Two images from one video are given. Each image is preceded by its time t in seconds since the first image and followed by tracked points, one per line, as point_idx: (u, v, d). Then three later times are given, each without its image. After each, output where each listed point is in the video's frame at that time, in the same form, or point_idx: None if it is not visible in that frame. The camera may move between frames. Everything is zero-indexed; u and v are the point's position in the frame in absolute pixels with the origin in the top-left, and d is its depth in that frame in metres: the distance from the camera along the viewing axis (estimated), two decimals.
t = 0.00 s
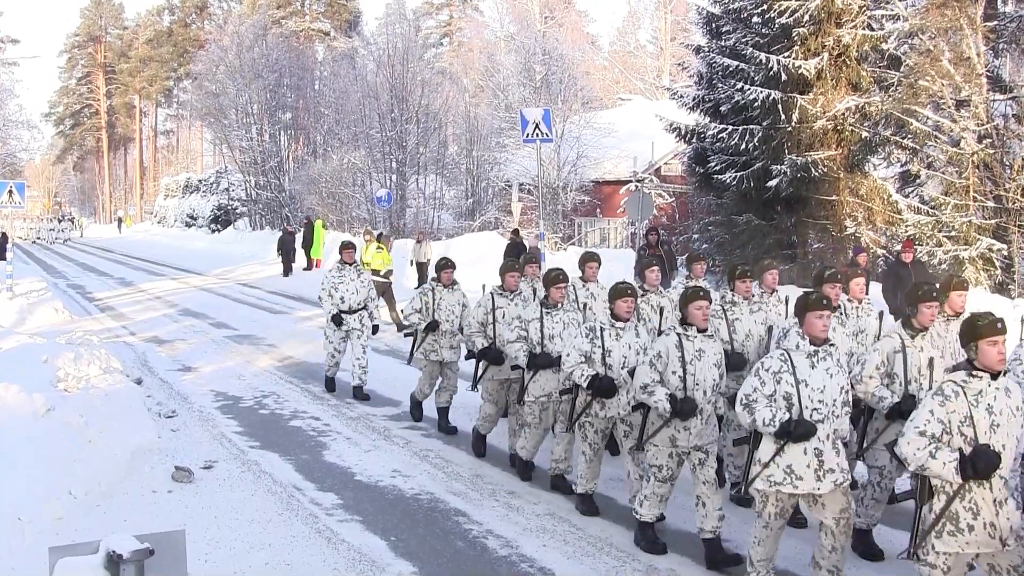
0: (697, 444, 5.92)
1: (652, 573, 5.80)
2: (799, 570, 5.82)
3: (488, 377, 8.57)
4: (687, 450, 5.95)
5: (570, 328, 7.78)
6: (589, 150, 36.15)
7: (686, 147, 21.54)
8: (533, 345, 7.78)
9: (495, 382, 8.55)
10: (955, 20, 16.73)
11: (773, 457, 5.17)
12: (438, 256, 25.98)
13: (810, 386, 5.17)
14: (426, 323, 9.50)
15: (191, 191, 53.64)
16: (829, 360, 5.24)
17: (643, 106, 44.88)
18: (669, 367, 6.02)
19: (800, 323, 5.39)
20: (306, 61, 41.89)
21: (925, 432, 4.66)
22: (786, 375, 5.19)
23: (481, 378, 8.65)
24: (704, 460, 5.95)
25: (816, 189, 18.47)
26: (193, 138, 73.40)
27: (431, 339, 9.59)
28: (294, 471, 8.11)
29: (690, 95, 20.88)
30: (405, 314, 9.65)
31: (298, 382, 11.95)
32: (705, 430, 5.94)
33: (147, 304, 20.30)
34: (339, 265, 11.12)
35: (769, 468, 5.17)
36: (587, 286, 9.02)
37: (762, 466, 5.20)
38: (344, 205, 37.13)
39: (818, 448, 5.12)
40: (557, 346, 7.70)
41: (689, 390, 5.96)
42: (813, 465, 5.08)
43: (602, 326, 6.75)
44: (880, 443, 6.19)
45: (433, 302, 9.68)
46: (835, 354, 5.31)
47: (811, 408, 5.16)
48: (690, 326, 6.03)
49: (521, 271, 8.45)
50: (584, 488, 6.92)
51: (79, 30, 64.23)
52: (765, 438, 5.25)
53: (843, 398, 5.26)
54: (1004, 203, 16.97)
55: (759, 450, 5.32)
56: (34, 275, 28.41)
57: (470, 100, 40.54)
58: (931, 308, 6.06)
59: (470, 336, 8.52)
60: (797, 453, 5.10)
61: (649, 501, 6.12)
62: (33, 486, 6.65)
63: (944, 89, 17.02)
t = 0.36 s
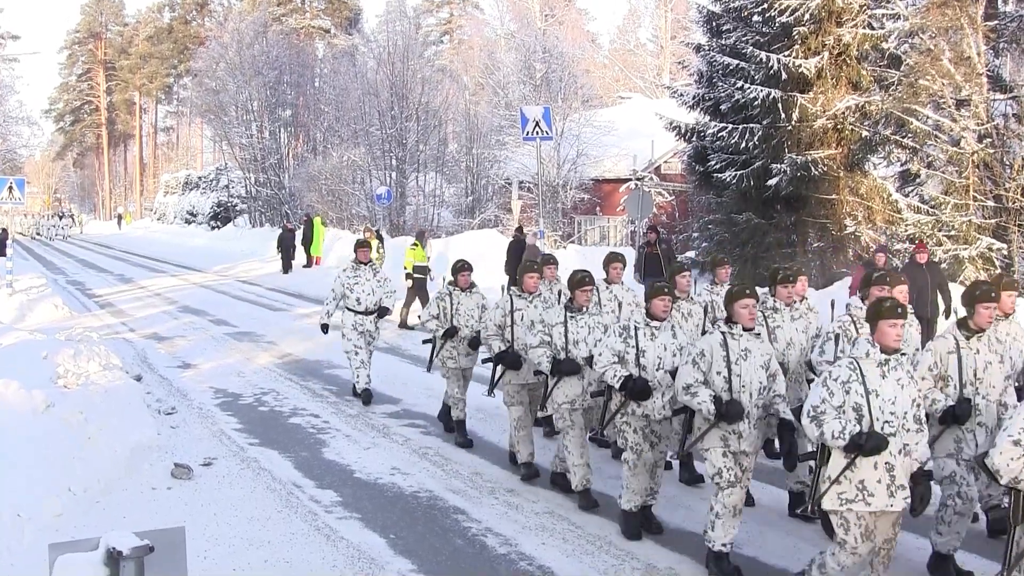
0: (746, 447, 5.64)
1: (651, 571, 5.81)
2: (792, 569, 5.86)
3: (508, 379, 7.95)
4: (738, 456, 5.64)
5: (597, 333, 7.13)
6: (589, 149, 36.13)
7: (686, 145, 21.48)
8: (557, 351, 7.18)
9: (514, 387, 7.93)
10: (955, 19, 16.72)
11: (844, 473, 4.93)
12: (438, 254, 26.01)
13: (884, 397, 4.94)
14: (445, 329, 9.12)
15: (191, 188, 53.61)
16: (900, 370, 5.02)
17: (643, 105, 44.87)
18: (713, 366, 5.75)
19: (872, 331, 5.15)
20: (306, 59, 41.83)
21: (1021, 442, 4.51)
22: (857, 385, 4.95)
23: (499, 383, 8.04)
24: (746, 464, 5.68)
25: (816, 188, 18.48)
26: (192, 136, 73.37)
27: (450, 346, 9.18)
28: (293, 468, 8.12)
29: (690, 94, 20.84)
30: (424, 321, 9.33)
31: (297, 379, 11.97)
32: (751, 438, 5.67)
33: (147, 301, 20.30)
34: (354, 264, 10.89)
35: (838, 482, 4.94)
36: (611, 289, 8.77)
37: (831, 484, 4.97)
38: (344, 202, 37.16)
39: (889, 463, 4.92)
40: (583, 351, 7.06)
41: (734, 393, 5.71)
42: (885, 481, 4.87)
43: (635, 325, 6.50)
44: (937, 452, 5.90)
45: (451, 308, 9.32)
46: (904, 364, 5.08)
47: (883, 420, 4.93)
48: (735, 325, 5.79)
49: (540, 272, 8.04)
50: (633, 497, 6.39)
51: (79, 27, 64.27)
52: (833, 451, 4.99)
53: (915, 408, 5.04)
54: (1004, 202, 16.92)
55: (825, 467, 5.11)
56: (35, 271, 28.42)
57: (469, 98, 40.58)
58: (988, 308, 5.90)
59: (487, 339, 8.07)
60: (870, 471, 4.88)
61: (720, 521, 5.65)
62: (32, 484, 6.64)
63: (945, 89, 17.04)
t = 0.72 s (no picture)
0: (795, 466, 5.24)
1: (651, 570, 5.82)
2: (791, 568, 5.87)
3: (526, 389, 7.73)
4: (785, 476, 5.26)
5: (624, 334, 7.05)
6: (589, 148, 36.10)
7: (685, 144, 21.47)
8: (582, 352, 7.04)
9: (533, 394, 7.72)
10: (955, 18, 16.76)
11: (915, 505, 4.61)
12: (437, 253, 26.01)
13: (959, 425, 4.58)
14: (463, 330, 8.79)
15: (191, 188, 53.60)
16: (977, 397, 4.62)
17: (644, 104, 44.86)
18: (760, 379, 5.39)
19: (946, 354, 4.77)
20: (306, 59, 41.86)
21: None
22: (929, 409, 4.60)
23: (516, 390, 7.83)
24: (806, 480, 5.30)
25: (816, 187, 18.37)
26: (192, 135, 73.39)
27: (468, 347, 8.91)
28: (294, 468, 8.12)
29: (690, 93, 20.82)
30: (441, 320, 8.97)
31: (297, 379, 11.96)
32: (801, 456, 5.25)
33: (147, 301, 20.29)
34: (366, 260, 10.40)
35: (909, 515, 4.63)
36: (635, 288, 8.53)
37: (903, 515, 4.66)
38: (344, 202, 37.19)
39: (963, 495, 4.59)
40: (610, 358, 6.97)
41: (781, 407, 5.33)
42: (960, 515, 4.55)
43: (664, 336, 6.06)
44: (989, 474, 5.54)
45: (469, 306, 8.98)
46: (984, 389, 4.68)
47: (957, 452, 4.58)
48: (781, 333, 5.42)
49: (561, 274, 7.66)
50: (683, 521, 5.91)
51: (79, 27, 64.28)
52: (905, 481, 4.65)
53: (996, 434, 4.65)
54: (1004, 201, 16.97)
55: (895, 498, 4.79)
56: (35, 271, 28.39)
57: (470, 97, 40.60)
58: None
59: (506, 344, 7.73)
60: (943, 502, 4.56)
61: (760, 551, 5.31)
62: (33, 484, 6.65)
63: (945, 87, 17.09)
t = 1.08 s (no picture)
0: (857, 494, 4.93)
1: (652, 571, 5.81)
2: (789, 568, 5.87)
3: (555, 396, 7.38)
4: (846, 505, 4.95)
5: (663, 346, 6.58)
6: (589, 149, 36.10)
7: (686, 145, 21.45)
8: (618, 363, 6.55)
9: (562, 403, 7.36)
10: (955, 18, 16.81)
11: (993, 523, 4.39)
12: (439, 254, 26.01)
13: None
14: (486, 334, 8.40)
15: (191, 188, 53.61)
16: None
17: (644, 105, 44.86)
18: (829, 400, 5.02)
19: None
20: (306, 59, 41.89)
21: None
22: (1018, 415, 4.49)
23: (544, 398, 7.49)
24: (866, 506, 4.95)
25: (817, 187, 18.36)
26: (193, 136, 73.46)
27: (492, 352, 8.49)
28: (295, 468, 8.12)
29: (690, 93, 20.80)
30: (464, 323, 8.57)
31: (298, 380, 11.95)
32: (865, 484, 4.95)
33: (148, 301, 20.28)
34: (387, 268, 9.98)
35: (988, 531, 4.41)
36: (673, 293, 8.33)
37: (976, 532, 4.45)
38: (345, 203, 37.23)
39: None
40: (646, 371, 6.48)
41: (847, 431, 5.00)
42: None
43: (712, 347, 5.67)
44: None
45: (494, 310, 8.58)
46: None
47: None
48: (852, 351, 5.06)
49: (591, 277, 7.54)
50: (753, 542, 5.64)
51: (80, 28, 64.29)
52: (985, 495, 4.43)
53: None
54: (1005, 201, 17.02)
55: (970, 508, 4.54)
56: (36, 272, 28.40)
57: (470, 98, 40.64)
58: None
59: (535, 348, 7.48)
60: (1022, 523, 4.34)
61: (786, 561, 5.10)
62: (34, 484, 6.67)
63: (946, 88, 17.09)
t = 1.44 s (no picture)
0: (932, 510, 4.72)
1: (654, 573, 5.80)
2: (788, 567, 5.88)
3: (580, 410, 6.86)
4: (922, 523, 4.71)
5: (698, 355, 6.23)
6: (589, 149, 36.10)
7: (688, 145, 21.42)
8: (651, 375, 6.21)
9: (588, 416, 6.84)
10: (955, 18, 16.83)
11: None
12: (439, 256, 26.03)
13: None
14: (506, 348, 7.91)
15: (191, 190, 53.57)
16: None
17: (644, 105, 44.94)
18: (898, 411, 4.81)
19: None
20: (306, 61, 41.95)
21: None
22: None
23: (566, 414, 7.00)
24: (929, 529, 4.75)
25: (817, 187, 18.31)
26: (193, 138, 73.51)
27: (512, 367, 7.99)
28: (295, 470, 8.12)
29: (690, 94, 20.77)
30: (480, 339, 8.12)
31: (298, 382, 11.92)
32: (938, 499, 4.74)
33: (149, 304, 20.28)
34: (405, 274, 9.57)
35: None
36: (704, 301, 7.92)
37: None
38: (345, 204, 37.25)
39: None
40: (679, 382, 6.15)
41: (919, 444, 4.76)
42: None
43: (762, 350, 5.41)
44: None
45: (511, 323, 8.11)
46: None
47: None
48: (922, 359, 4.84)
49: (616, 283, 7.04)
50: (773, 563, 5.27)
51: (80, 30, 64.31)
52: None
53: None
54: (1005, 201, 17.06)
55: None
56: (37, 274, 28.41)
57: (470, 99, 40.73)
58: None
59: (557, 360, 7.05)
60: None
61: None
62: (34, 485, 6.67)
63: (946, 87, 17.10)
